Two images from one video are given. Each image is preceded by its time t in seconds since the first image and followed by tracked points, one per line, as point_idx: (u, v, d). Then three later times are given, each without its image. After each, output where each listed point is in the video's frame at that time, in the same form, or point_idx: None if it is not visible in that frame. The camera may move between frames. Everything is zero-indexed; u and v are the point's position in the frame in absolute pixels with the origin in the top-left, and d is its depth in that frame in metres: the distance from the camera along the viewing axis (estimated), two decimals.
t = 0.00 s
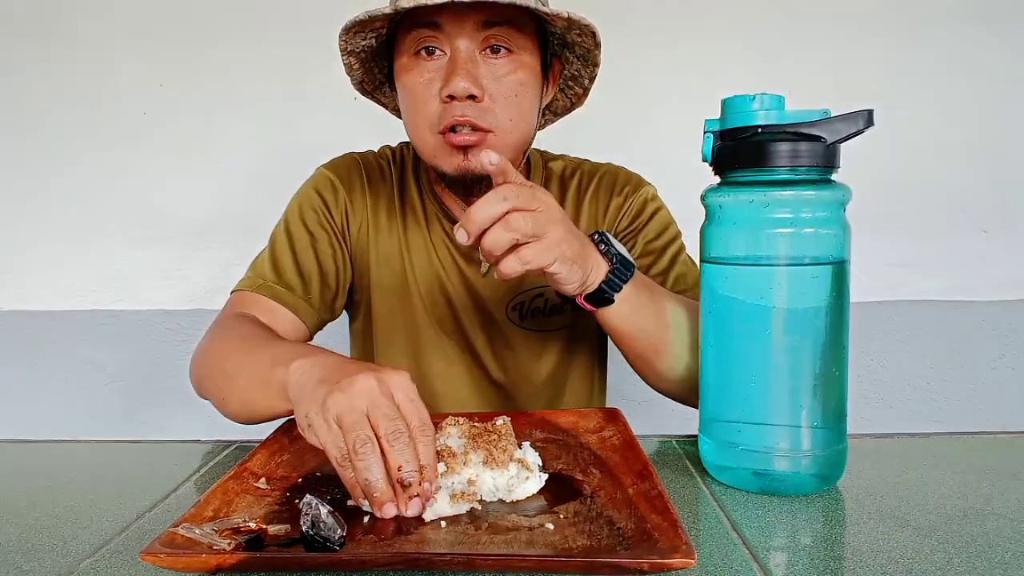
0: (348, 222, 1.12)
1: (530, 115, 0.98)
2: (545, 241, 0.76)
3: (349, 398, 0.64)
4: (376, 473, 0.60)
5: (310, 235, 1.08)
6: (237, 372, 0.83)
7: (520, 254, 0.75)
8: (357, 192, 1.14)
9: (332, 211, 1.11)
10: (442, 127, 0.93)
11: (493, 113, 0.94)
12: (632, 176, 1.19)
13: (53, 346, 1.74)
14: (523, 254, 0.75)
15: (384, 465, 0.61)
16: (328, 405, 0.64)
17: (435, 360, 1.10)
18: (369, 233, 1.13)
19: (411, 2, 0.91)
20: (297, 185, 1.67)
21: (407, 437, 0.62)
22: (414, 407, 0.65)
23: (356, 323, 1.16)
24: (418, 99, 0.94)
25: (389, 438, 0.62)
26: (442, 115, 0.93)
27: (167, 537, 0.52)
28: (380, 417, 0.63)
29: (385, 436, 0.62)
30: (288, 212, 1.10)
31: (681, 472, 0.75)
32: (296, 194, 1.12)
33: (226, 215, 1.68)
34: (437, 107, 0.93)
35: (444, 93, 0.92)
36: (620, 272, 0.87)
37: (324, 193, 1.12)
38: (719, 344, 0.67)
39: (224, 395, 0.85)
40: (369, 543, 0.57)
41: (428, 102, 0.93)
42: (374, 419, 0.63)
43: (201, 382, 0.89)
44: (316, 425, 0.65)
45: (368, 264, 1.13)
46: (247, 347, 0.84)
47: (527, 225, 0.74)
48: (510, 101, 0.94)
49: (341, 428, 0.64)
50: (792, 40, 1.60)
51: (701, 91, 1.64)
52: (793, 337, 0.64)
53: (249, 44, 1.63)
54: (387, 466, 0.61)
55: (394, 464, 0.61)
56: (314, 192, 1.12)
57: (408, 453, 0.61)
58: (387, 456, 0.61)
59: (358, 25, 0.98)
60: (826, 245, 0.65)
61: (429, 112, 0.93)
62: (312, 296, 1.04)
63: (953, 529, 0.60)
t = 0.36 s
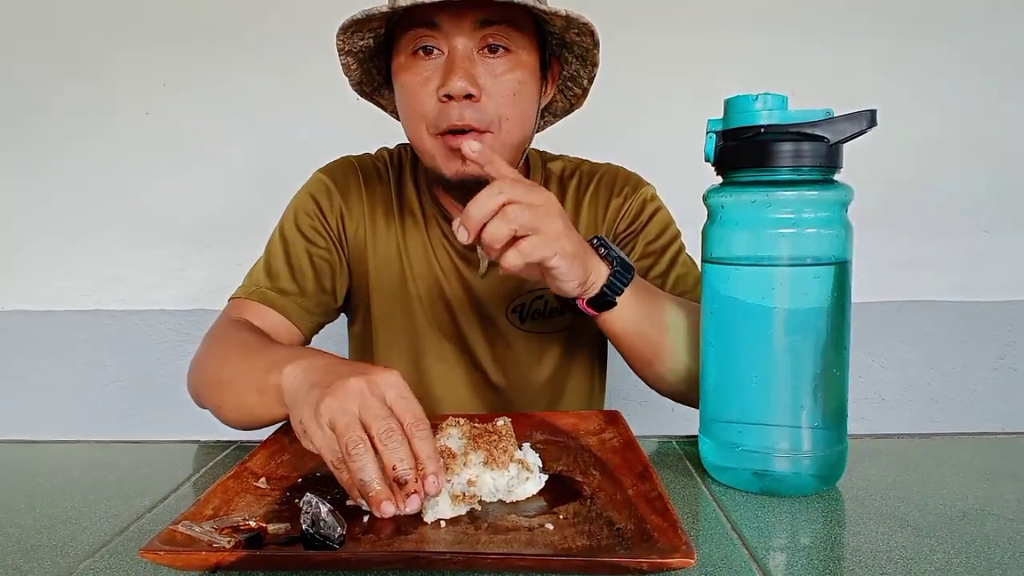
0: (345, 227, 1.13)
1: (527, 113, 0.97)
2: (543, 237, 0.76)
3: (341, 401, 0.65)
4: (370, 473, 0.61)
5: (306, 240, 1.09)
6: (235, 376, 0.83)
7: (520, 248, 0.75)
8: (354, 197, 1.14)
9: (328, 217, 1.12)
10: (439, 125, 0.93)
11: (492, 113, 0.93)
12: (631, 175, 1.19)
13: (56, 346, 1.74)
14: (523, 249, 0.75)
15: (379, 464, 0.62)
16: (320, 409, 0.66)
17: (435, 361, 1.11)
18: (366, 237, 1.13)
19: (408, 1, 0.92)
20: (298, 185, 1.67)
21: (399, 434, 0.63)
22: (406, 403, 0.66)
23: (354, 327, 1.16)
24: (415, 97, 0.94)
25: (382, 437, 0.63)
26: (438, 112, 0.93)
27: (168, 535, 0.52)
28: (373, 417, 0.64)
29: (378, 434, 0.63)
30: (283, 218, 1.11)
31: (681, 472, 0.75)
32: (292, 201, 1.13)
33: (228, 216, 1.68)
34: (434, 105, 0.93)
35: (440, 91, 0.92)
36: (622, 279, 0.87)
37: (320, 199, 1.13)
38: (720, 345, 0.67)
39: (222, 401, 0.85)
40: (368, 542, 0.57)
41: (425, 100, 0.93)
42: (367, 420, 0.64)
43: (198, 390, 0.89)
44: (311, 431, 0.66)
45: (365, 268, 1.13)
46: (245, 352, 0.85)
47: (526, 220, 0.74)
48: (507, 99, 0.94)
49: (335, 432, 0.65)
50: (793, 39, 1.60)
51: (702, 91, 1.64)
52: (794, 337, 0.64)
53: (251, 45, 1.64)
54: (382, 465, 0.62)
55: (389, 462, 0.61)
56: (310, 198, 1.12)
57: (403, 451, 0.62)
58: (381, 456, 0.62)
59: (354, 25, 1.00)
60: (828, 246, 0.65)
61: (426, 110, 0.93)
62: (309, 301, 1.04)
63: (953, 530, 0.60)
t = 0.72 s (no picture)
0: (339, 227, 1.13)
1: (522, 113, 0.98)
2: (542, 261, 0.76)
3: (336, 394, 0.67)
4: (346, 465, 0.62)
5: (299, 242, 1.09)
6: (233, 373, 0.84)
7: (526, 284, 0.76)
8: (348, 197, 1.14)
9: (322, 217, 1.12)
10: (435, 126, 0.93)
11: (487, 113, 0.94)
12: (629, 175, 1.20)
13: (54, 346, 1.74)
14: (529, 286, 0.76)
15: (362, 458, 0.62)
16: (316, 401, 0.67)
17: (432, 360, 1.11)
18: (360, 237, 1.13)
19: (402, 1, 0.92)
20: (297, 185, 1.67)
21: (388, 433, 0.64)
22: (399, 408, 0.67)
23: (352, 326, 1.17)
24: (410, 98, 0.94)
25: (369, 433, 0.64)
26: (434, 115, 0.93)
27: (168, 536, 0.52)
28: (365, 414, 0.65)
29: (366, 430, 0.64)
30: (277, 219, 1.11)
31: (682, 472, 0.75)
32: (286, 201, 1.13)
33: (227, 216, 1.68)
34: (429, 107, 0.93)
35: (436, 93, 0.92)
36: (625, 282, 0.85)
37: (314, 200, 1.12)
38: (720, 344, 0.67)
39: (218, 392, 0.86)
40: (369, 542, 0.57)
41: (420, 102, 0.94)
42: (358, 416, 0.65)
43: (192, 384, 0.90)
44: (302, 417, 0.69)
45: (360, 269, 1.13)
46: (242, 346, 0.85)
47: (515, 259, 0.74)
48: (502, 100, 0.94)
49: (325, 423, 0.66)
50: (793, 40, 1.60)
51: (701, 91, 1.64)
52: (793, 337, 0.64)
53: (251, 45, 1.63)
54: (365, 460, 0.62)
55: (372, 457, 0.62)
56: (304, 199, 1.12)
57: (387, 448, 0.63)
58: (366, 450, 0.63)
59: (348, 25, 0.99)
60: (827, 245, 0.65)
61: (421, 112, 0.94)
62: (301, 303, 1.04)
63: (954, 529, 0.60)
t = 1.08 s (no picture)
0: (338, 231, 1.13)
1: (519, 114, 0.98)
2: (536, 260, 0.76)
3: (342, 391, 0.67)
4: (353, 463, 0.63)
5: (298, 246, 1.09)
6: (235, 381, 0.84)
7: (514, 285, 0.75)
8: (346, 201, 1.14)
9: (320, 221, 1.12)
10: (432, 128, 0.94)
11: (484, 114, 0.94)
12: (627, 174, 1.20)
13: (55, 346, 1.74)
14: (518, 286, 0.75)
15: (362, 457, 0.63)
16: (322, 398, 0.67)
17: (432, 361, 1.11)
18: (359, 240, 1.13)
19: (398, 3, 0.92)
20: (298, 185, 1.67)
21: (386, 434, 0.64)
22: (402, 409, 0.67)
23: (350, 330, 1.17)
24: (407, 100, 0.94)
25: (369, 434, 0.64)
26: (431, 116, 0.94)
27: (167, 537, 0.52)
28: (366, 413, 0.65)
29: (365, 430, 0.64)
30: (276, 223, 1.11)
31: (682, 473, 0.75)
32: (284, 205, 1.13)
33: (227, 215, 1.68)
34: (426, 108, 0.93)
35: (433, 94, 0.92)
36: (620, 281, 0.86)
37: (312, 203, 1.12)
38: (720, 345, 0.67)
39: (223, 400, 0.86)
40: (367, 543, 0.57)
41: (417, 104, 0.94)
42: (360, 415, 0.65)
43: (194, 389, 0.91)
44: (308, 415, 0.69)
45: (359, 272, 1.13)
46: (247, 353, 0.85)
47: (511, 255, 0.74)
48: (499, 101, 0.94)
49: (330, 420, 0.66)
50: (793, 40, 1.60)
51: (702, 91, 1.64)
52: (793, 337, 0.64)
53: (251, 45, 1.63)
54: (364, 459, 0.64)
55: (369, 457, 0.63)
56: (302, 203, 1.12)
57: (385, 450, 0.63)
58: (365, 449, 0.64)
59: (345, 27, 0.99)
60: (828, 246, 0.65)
61: (418, 114, 0.94)
62: (301, 308, 1.04)
63: (953, 529, 0.60)
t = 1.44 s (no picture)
0: (322, 244, 1.13)
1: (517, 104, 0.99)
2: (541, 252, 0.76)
3: (338, 393, 0.68)
4: (353, 463, 0.63)
5: (282, 265, 1.09)
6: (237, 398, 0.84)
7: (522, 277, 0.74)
8: (328, 213, 1.14)
9: (303, 237, 1.12)
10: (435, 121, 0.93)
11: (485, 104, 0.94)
12: (612, 169, 1.20)
13: (55, 347, 1.74)
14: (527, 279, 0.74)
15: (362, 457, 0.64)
16: (319, 399, 0.69)
17: (429, 362, 1.11)
18: (344, 252, 1.13)
19: None
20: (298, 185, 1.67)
21: (385, 434, 0.65)
22: (399, 408, 0.68)
23: (343, 341, 1.16)
24: (408, 95, 0.94)
25: (368, 434, 0.64)
26: (433, 110, 0.93)
27: (167, 537, 0.52)
28: (364, 413, 0.66)
29: (364, 429, 0.65)
30: (258, 244, 1.11)
31: (682, 472, 0.75)
32: (265, 224, 1.13)
33: (227, 215, 1.68)
34: (428, 102, 0.93)
35: (434, 87, 0.92)
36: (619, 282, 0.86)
37: (293, 220, 1.12)
38: (720, 345, 0.67)
39: (219, 422, 0.85)
40: (367, 542, 0.57)
41: (418, 98, 0.93)
42: (358, 414, 0.66)
43: (187, 419, 0.91)
44: (305, 419, 0.70)
45: (346, 285, 1.13)
46: (241, 375, 0.86)
47: (518, 243, 0.73)
48: (498, 92, 0.95)
49: (327, 422, 0.67)
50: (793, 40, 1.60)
51: (701, 90, 1.64)
52: (793, 336, 0.64)
53: (251, 45, 1.63)
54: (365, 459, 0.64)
55: (370, 456, 0.63)
56: (283, 221, 1.12)
57: (386, 449, 0.64)
58: (365, 449, 0.64)
59: (337, 25, 0.97)
60: (827, 245, 0.65)
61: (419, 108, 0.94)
62: (288, 329, 1.05)
63: (953, 529, 0.60)
